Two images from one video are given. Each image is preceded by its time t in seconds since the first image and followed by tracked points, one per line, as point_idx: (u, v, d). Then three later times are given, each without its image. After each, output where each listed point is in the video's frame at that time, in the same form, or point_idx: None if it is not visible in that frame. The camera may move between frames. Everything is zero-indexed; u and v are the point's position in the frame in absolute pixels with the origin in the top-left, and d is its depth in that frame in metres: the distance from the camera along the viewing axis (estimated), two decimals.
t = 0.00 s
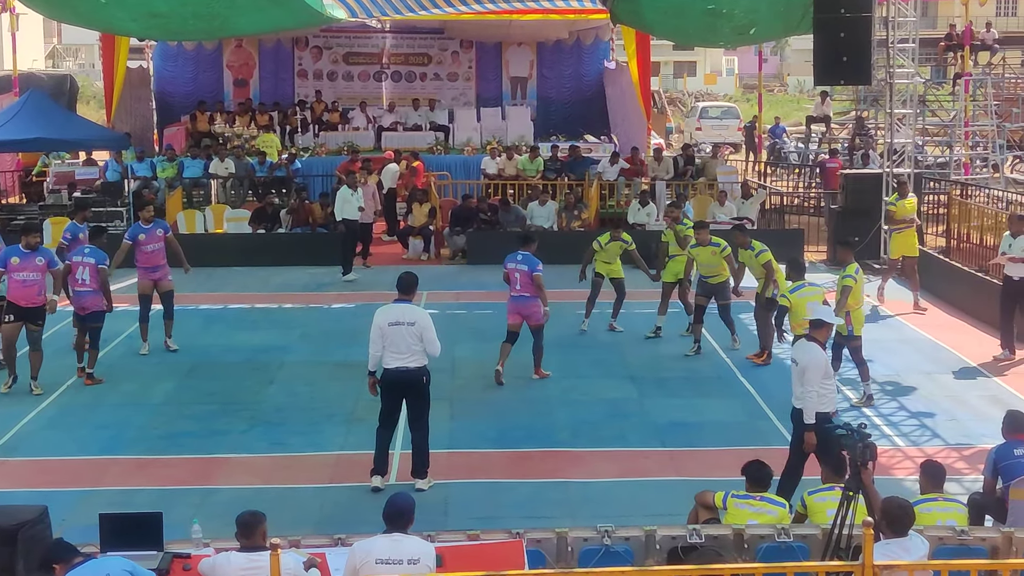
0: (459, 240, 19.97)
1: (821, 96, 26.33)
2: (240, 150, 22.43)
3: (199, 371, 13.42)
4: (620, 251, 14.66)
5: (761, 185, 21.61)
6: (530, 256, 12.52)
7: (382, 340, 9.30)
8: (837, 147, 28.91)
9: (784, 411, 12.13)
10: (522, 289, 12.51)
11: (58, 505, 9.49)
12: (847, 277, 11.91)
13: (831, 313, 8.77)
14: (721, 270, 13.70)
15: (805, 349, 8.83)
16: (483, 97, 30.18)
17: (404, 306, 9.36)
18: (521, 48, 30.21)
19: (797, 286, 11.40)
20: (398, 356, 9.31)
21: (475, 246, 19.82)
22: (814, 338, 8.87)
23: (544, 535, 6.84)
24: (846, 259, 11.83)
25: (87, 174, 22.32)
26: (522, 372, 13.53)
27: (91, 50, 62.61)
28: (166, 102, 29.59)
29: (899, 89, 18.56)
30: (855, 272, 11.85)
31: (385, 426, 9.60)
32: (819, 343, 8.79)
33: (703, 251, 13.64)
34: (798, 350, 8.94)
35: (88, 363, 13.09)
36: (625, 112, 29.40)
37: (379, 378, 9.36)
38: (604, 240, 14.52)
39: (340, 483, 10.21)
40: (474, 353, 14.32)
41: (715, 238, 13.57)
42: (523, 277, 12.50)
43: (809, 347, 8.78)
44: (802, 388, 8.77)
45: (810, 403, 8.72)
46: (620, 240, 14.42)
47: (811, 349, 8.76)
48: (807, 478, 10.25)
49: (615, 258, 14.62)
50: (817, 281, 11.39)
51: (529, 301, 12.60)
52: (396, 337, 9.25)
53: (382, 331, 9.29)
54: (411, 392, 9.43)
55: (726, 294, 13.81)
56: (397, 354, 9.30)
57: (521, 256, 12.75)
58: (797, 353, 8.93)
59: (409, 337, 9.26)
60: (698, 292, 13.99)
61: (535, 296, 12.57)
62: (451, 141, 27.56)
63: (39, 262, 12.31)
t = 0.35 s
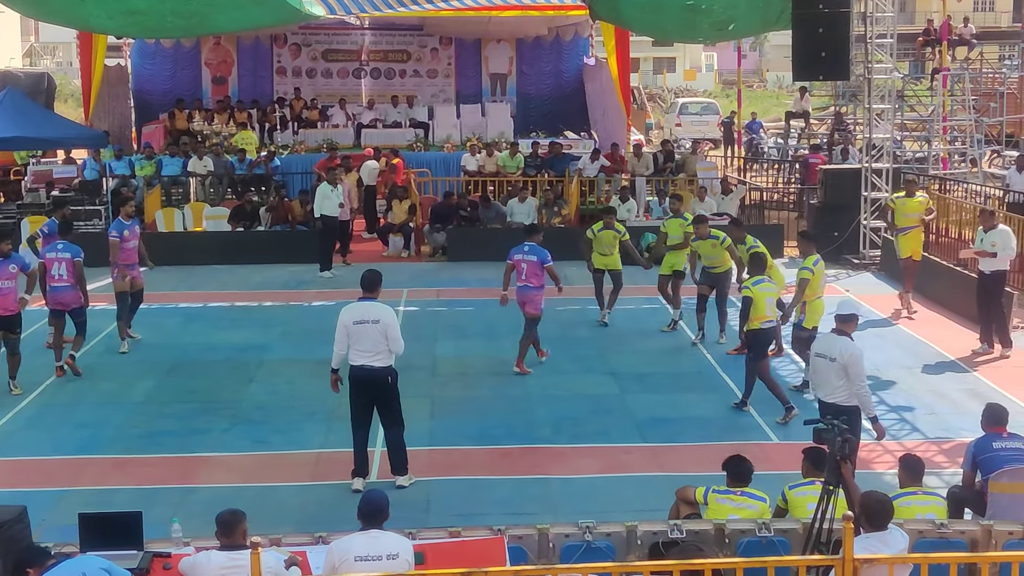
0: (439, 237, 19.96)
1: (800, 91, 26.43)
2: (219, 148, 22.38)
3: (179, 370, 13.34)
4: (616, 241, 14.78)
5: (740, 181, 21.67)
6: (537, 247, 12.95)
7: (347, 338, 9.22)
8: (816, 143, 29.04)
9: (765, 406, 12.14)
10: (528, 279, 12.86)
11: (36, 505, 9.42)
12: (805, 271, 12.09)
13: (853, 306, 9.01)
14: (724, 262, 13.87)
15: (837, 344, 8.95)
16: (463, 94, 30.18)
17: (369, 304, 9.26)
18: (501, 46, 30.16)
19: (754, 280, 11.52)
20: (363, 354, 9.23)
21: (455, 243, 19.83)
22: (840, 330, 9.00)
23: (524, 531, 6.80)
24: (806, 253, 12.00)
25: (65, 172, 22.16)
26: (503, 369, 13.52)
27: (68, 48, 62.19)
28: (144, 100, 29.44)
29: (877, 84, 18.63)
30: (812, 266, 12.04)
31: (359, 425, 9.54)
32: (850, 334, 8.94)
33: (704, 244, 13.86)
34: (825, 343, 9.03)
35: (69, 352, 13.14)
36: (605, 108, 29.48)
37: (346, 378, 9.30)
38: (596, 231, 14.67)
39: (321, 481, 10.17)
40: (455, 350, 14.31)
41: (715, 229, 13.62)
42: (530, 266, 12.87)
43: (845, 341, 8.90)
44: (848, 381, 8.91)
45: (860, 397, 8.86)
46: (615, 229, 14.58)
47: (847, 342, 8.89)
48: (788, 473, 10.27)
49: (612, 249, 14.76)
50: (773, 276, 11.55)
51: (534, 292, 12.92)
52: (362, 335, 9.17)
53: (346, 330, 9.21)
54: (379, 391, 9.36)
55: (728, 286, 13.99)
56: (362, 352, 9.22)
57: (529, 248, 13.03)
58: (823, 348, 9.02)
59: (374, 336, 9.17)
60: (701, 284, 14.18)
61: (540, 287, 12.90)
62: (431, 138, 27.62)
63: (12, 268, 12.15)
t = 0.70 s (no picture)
0: (419, 235, 19.86)
1: (779, 88, 26.56)
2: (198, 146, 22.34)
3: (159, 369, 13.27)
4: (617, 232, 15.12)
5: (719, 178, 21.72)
6: (536, 238, 13.14)
7: (317, 337, 9.19)
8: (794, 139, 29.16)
9: (745, 402, 12.18)
10: (531, 269, 13.13)
11: (15, 506, 9.35)
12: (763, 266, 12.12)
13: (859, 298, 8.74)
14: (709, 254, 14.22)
15: (850, 339, 8.73)
16: (442, 91, 30.17)
17: (339, 303, 9.22)
18: (480, 43, 30.23)
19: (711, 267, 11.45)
20: (333, 353, 9.19)
21: (435, 241, 19.79)
22: (846, 326, 8.80)
23: (505, 528, 6.76)
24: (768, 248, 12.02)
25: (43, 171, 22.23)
26: (483, 366, 13.51)
27: (45, 46, 61.79)
28: (122, 98, 29.27)
29: (856, 81, 18.70)
30: (771, 263, 12.08)
31: (335, 424, 9.51)
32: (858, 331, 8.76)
33: (694, 238, 14.07)
34: (837, 340, 8.79)
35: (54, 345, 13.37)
36: (585, 106, 29.52)
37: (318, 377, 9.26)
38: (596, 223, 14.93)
39: (301, 480, 10.13)
40: (436, 348, 14.29)
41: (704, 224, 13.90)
42: (531, 257, 13.11)
43: (860, 335, 8.71)
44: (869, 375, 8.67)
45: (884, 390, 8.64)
46: (616, 222, 14.89)
47: (862, 336, 8.70)
48: (769, 468, 10.29)
49: (614, 241, 15.09)
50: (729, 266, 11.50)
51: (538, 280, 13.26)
52: (331, 333, 9.13)
53: (316, 328, 9.18)
54: (350, 390, 9.31)
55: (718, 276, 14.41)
56: (332, 351, 9.17)
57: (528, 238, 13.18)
58: (837, 345, 8.76)
59: (343, 334, 9.12)
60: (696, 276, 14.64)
61: (544, 276, 13.17)
62: (411, 136, 27.61)
63: None
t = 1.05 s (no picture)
0: (399, 234, 19.83)
1: (757, 86, 26.66)
2: (175, 146, 22.30)
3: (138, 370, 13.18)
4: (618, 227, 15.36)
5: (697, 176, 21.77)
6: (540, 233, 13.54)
7: (294, 337, 9.16)
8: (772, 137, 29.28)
9: (724, 400, 12.20)
10: (534, 263, 13.49)
11: None
12: (713, 262, 12.32)
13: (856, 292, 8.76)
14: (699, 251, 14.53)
15: (853, 332, 8.72)
16: (421, 90, 30.16)
17: (316, 303, 9.18)
18: (458, 42, 30.19)
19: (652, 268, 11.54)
20: (310, 353, 9.15)
21: (414, 240, 19.75)
22: (845, 320, 8.79)
23: (486, 527, 6.70)
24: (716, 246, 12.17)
25: (20, 171, 22.63)
26: (464, 365, 13.50)
27: (21, 47, 61.39)
28: (99, 98, 29.10)
29: (834, 79, 18.77)
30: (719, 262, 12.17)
31: (314, 424, 9.46)
32: (856, 322, 8.77)
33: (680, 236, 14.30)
34: (840, 334, 8.74)
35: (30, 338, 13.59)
36: (564, 104, 29.57)
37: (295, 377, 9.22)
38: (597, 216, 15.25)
39: (281, 480, 10.08)
40: (415, 347, 14.26)
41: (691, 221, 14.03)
42: (534, 251, 13.46)
43: (862, 327, 8.73)
44: (875, 366, 8.68)
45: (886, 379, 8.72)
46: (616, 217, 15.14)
47: (863, 327, 8.72)
48: (748, 466, 10.30)
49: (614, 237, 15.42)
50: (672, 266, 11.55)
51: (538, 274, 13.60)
52: (308, 333, 9.10)
53: (293, 329, 9.14)
54: (328, 390, 9.27)
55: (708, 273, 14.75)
56: (310, 351, 9.14)
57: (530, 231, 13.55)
58: (842, 338, 8.71)
59: (320, 334, 9.09)
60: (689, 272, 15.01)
61: (546, 270, 13.55)
62: (390, 135, 27.58)
63: None
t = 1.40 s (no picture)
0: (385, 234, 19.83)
1: (742, 86, 26.72)
2: (160, 146, 22.44)
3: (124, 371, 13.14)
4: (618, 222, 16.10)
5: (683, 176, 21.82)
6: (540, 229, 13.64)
7: (279, 338, 9.14)
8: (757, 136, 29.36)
9: (711, 399, 12.22)
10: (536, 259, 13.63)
11: None
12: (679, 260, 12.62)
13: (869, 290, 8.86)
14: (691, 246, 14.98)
15: (871, 330, 8.76)
16: (407, 90, 30.14)
17: (301, 303, 9.16)
18: (444, 42, 30.20)
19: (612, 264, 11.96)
20: (295, 354, 9.13)
21: (400, 240, 19.72)
22: (861, 318, 8.82)
23: (472, 527, 6.67)
24: (682, 242, 12.52)
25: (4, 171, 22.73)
26: (450, 365, 13.49)
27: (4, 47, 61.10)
28: (84, 98, 28.99)
29: (818, 78, 18.85)
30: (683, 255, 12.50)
31: (300, 425, 9.43)
32: (870, 321, 8.83)
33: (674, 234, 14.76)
34: (859, 331, 8.74)
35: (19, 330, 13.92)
36: (550, 104, 29.60)
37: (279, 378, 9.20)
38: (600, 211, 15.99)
39: (268, 481, 10.05)
40: (402, 347, 14.25)
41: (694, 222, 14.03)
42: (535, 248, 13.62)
43: (879, 324, 8.80)
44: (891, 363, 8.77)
45: (898, 378, 8.82)
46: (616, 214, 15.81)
47: (879, 326, 8.80)
48: (735, 465, 10.32)
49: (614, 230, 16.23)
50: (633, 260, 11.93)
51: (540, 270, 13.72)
52: (293, 334, 9.08)
53: (277, 330, 9.12)
54: (314, 390, 9.24)
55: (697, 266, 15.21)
56: (295, 352, 9.12)
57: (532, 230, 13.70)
58: (862, 336, 8.71)
59: (305, 334, 9.08)
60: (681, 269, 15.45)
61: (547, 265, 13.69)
62: (376, 135, 27.57)
63: None
